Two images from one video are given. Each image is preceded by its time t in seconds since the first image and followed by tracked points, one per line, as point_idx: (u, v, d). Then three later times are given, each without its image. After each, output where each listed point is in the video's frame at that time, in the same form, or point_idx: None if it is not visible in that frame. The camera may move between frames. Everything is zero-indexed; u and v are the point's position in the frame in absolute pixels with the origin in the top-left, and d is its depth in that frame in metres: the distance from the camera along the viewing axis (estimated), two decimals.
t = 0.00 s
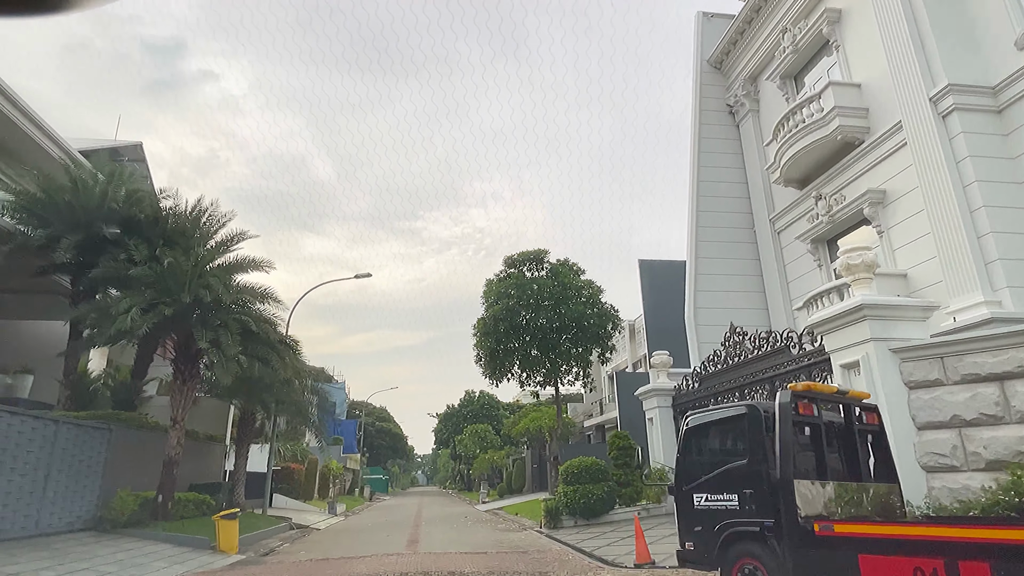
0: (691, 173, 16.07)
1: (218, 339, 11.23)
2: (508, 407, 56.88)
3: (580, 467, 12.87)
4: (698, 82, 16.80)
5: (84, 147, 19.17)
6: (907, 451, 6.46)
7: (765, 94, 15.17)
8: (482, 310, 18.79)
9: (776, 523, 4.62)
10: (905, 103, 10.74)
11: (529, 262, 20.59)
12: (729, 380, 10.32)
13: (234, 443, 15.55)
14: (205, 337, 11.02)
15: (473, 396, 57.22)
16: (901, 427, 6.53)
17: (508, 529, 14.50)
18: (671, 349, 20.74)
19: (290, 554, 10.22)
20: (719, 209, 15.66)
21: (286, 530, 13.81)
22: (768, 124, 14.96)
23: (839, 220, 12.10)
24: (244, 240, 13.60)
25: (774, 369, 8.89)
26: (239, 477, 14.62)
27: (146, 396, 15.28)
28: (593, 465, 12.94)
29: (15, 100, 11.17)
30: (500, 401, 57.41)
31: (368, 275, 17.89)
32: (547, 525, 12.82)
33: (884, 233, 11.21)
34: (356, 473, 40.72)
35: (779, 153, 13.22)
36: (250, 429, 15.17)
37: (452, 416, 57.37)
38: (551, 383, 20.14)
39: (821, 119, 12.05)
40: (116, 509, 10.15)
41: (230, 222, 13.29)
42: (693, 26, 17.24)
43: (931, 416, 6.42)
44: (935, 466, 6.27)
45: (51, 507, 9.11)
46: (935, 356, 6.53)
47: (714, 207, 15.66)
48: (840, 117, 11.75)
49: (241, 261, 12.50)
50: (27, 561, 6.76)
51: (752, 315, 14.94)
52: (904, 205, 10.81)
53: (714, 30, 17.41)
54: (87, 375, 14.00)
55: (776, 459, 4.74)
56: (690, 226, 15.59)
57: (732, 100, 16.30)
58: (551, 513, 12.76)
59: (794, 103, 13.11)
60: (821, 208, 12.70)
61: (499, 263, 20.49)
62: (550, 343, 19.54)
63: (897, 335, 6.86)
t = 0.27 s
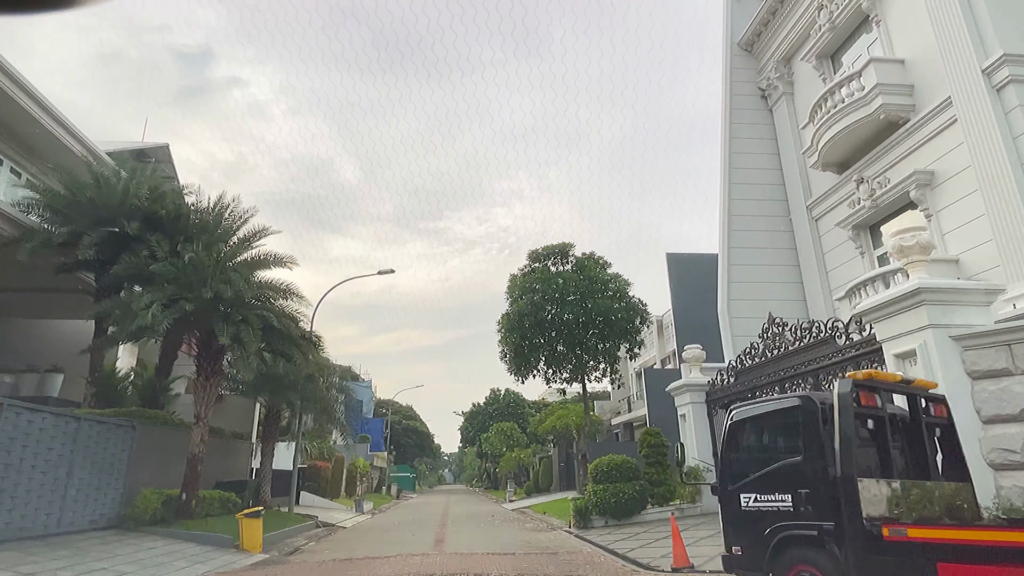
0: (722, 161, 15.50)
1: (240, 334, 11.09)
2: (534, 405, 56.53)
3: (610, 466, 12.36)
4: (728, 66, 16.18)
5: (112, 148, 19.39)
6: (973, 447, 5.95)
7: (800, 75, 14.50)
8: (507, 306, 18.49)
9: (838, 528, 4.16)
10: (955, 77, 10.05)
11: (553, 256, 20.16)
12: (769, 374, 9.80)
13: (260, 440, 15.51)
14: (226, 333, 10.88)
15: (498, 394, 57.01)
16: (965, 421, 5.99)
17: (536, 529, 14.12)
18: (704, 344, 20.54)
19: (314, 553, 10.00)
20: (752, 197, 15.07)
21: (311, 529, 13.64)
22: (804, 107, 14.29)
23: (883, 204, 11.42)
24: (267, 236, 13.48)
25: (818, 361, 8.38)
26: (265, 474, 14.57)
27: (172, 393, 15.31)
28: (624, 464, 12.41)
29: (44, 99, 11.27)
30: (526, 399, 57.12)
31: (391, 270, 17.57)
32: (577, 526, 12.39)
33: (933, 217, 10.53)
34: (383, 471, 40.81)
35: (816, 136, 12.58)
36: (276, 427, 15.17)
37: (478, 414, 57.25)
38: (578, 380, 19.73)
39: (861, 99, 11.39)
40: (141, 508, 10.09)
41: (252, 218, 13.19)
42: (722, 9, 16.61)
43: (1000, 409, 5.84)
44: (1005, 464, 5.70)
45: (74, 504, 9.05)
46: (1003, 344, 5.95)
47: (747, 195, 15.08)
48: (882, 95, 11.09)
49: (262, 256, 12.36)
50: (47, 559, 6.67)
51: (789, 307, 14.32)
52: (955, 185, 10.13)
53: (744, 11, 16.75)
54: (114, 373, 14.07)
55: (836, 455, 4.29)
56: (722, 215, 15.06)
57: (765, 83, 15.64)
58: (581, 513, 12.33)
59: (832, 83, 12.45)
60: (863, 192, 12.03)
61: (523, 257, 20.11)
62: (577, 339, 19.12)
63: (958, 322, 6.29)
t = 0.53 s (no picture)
0: (756, 148, 14.99)
1: (260, 330, 10.90)
2: (559, 403, 56.04)
3: (642, 465, 11.86)
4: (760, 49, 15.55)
5: (138, 149, 19.56)
6: None
7: (837, 55, 13.80)
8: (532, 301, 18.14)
9: (914, 534, 3.67)
10: (1011, 48, 9.34)
11: (577, 249, 19.70)
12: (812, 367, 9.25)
13: (284, 438, 15.40)
14: (246, 328, 10.69)
15: (523, 392, 56.67)
16: None
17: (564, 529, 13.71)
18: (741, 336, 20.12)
19: (337, 554, 9.75)
20: (787, 185, 14.49)
21: (335, 528, 13.44)
22: (841, 88, 13.60)
23: (931, 187, 10.69)
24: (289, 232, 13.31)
25: (866, 353, 7.83)
26: (289, 472, 14.44)
27: (198, 392, 15.30)
28: (656, 462, 11.90)
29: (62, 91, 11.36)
30: (552, 397, 56.70)
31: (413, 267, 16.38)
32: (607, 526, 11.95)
33: (987, 198, 9.80)
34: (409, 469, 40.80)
35: (855, 117, 11.91)
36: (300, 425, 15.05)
37: (503, 413, 57.00)
38: (605, 376, 19.28)
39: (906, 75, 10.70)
40: (161, 508, 9.97)
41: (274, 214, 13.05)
42: None
43: None
44: None
45: (94, 502, 8.96)
46: None
47: (782, 182, 14.52)
48: (929, 70, 10.39)
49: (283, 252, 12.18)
50: (63, 560, 6.51)
51: (828, 298, 13.69)
52: (1012, 164, 9.40)
53: None
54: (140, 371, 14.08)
55: (909, 454, 3.82)
56: (755, 204, 14.55)
57: (799, 65, 14.96)
58: (611, 514, 11.88)
59: (872, 60, 11.77)
60: (908, 174, 11.33)
61: (548, 251, 19.68)
62: (604, 334, 18.65)
63: None
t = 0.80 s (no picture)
0: (789, 133, 14.43)
1: (277, 325, 10.67)
2: (584, 401, 55.47)
3: (674, 464, 11.33)
4: (792, 29, 14.91)
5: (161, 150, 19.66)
6: None
7: (875, 32, 13.09)
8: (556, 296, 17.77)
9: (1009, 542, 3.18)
10: None
11: (601, 242, 19.20)
12: (857, 359, 8.68)
13: (306, 436, 15.23)
14: (263, 323, 10.47)
15: (547, 391, 56.24)
16: None
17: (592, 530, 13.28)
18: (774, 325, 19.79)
19: (358, 555, 9.46)
20: (823, 170, 13.89)
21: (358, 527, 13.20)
22: (880, 66, 12.90)
23: (983, 166, 10.04)
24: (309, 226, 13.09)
25: (919, 342, 7.25)
26: (312, 471, 14.26)
27: (221, 390, 15.23)
28: (689, 461, 11.36)
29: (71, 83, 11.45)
30: (576, 396, 56.18)
31: (433, 263, 15.84)
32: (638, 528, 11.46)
33: None
34: (434, 469, 40.70)
35: (897, 95, 11.23)
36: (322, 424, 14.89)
37: (527, 412, 56.64)
38: (632, 372, 18.77)
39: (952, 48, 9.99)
40: (179, 507, 9.80)
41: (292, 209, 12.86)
42: None
43: None
44: None
45: (110, 503, 8.86)
46: None
47: (818, 167, 13.92)
48: (979, 41, 9.65)
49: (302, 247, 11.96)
50: (73, 561, 6.31)
51: (869, 287, 13.03)
52: None
53: None
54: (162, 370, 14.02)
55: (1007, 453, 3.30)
56: (789, 192, 14.02)
57: (834, 44, 14.28)
58: (642, 515, 11.41)
59: (915, 34, 11.06)
60: (956, 153, 10.61)
61: (571, 244, 19.21)
62: (630, 329, 18.15)
63: None
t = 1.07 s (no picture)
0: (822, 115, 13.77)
1: (290, 317, 10.40)
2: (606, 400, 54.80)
3: (705, 464, 10.77)
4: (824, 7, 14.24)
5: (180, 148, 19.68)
6: None
7: (914, 5, 12.35)
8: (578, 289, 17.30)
9: None
10: None
11: (624, 234, 18.67)
12: (905, 350, 8.10)
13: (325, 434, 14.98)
14: (274, 316, 10.21)
15: (569, 389, 55.69)
16: None
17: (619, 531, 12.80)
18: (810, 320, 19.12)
19: (377, 556, 9.14)
20: (859, 153, 13.23)
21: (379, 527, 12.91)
22: (921, 41, 12.17)
23: None
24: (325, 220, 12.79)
25: (977, 330, 6.67)
26: (331, 470, 14.00)
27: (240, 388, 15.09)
28: (721, 460, 10.79)
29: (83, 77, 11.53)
30: (599, 394, 55.56)
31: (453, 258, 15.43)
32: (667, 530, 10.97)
33: None
34: (456, 468, 40.48)
35: (940, 71, 10.52)
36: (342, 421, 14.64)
37: (549, 410, 56.17)
38: (657, 368, 18.22)
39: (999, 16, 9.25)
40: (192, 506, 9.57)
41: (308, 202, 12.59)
42: None
43: None
44: None
45: (120, 503, 8.66)
46: None
47: (854, 151, 13.28)
48: None
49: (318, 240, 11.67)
50: (78, 564, 6.06)
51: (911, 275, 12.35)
52: None
53: None
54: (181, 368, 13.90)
55: None
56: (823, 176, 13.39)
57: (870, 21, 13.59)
58: (672, 516, 10.93)
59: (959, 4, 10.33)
60: (1006, 130, 9.86)
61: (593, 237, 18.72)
62: (656, 324, 17.62)
63: None
